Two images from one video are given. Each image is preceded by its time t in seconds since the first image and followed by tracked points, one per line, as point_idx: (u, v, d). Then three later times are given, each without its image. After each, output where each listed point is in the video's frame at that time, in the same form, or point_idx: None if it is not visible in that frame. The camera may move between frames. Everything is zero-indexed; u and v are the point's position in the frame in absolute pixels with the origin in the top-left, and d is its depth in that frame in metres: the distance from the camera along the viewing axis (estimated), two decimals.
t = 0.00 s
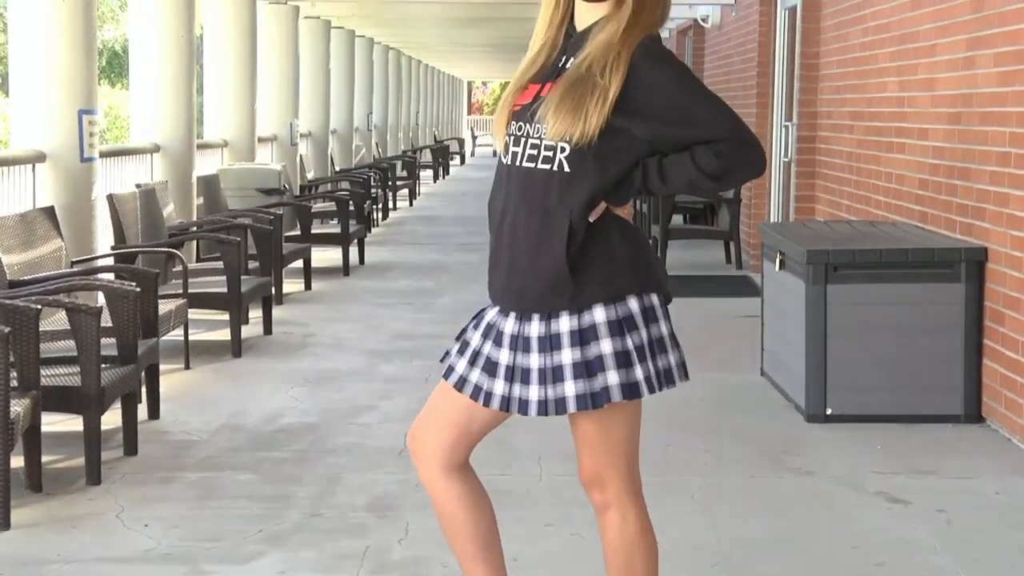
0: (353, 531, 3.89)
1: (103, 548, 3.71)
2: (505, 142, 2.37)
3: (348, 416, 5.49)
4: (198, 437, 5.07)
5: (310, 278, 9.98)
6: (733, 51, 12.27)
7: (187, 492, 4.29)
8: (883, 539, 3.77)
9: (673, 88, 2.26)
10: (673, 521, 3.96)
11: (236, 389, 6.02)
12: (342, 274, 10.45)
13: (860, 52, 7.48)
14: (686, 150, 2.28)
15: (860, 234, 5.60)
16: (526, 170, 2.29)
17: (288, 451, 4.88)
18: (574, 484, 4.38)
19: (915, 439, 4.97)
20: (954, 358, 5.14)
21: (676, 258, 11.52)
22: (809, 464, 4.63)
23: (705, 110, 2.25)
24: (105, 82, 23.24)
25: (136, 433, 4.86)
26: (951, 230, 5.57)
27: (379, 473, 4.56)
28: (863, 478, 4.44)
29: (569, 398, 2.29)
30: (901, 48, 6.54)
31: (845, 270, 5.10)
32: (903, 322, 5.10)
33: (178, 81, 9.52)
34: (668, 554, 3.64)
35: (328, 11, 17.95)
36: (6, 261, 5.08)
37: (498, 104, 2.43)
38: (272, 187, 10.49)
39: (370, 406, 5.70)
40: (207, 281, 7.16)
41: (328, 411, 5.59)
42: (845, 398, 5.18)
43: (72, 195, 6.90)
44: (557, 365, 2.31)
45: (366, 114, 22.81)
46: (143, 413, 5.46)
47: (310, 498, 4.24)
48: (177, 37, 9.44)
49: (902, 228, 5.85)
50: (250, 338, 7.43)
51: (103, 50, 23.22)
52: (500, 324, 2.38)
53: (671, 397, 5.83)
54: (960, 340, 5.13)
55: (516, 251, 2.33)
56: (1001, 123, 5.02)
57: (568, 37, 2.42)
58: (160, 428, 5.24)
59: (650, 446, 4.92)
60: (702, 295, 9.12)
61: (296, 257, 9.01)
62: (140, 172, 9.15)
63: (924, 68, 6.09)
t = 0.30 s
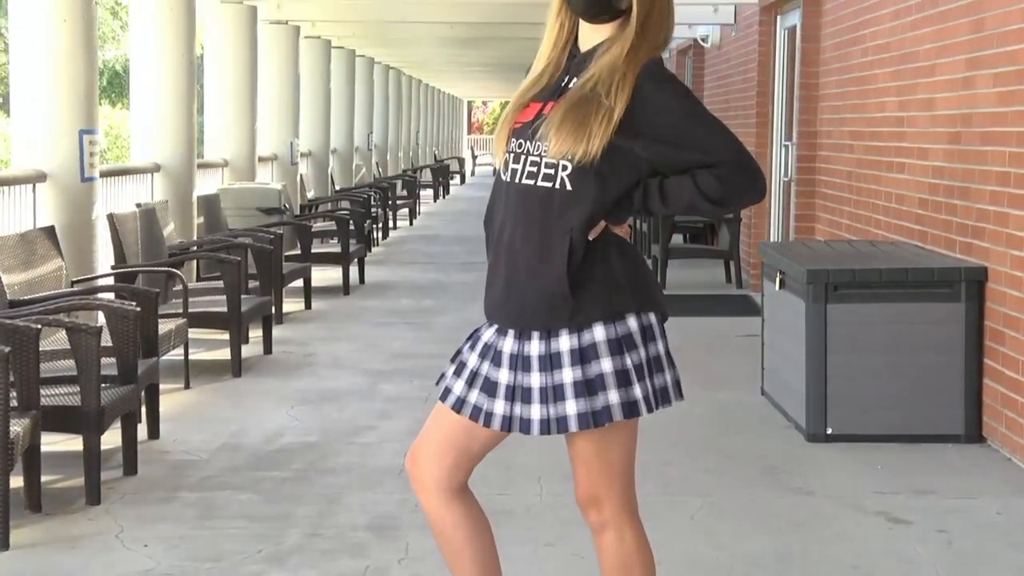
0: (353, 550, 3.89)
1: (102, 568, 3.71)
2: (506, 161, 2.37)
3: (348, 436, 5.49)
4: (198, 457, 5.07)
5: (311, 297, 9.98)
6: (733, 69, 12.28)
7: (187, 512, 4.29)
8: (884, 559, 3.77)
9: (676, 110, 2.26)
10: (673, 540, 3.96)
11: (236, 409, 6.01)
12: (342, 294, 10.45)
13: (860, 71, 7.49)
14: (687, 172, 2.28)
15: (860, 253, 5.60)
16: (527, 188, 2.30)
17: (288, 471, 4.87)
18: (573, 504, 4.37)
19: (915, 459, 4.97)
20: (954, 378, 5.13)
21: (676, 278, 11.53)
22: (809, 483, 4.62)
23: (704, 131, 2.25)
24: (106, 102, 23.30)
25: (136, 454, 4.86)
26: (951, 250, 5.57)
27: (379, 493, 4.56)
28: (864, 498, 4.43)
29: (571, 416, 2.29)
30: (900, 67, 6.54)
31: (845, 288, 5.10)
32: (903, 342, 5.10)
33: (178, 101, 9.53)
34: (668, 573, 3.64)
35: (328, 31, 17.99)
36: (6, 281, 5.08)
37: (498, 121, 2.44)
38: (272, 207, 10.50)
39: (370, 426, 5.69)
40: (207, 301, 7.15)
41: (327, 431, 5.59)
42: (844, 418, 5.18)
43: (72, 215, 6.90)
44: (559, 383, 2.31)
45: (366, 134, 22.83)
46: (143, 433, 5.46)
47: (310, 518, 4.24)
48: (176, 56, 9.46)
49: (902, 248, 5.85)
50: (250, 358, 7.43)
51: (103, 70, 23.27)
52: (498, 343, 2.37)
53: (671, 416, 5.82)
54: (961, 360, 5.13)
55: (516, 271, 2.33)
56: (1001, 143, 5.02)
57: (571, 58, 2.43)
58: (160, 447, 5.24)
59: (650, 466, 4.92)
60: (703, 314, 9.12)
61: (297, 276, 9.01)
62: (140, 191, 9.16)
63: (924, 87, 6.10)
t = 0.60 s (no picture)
0: None
1: None
2: (505, 188, 2.37)
3: (348, 462, 5.48)
4: (198, 484, 5.06)
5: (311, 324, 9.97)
6: (734, 96, 12.30)
7: (186, 539, 4.28)
8: None
9: (677, 136, 2.27)
10: (673, 567, 3.95)
11: (236, 435, 6.01)
12: (343, 320, 10.44)
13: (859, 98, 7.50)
14: (687, 198, 2.29)
15: (860, 280, 5.60)
16: (527, 215, 2.30)
17: (287, 497, 4.86)
18: (573, 531, 4.36)
19: (916, 486, 4.96)
20: (954, 404, 5.13)
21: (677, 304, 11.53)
22: (810, 510, 4.62)
23: (704, 157, 2.26)
24: (107, 128, 23.37)
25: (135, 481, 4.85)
26: (951, 276, 5.57)
27: (379, 520, 4.55)
28: (864, 524, 4.43)
29: (573, 442, 2.28)
30: (900, 93, 6.55)
31: (845, 314, 5.09)
32: (903, 368, 5.10)
33: (178, 128, 9.54)
34: None
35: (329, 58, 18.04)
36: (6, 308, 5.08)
37: (497, 147, 2.44)
38: (272, 234, 10.50)
39: (370, 453, 5.68)
40: (207, 327, 7.15)
41: (327, 457, 5.58)
42: (845, 445, 5.17)
43: (72, 241, 6.90)
44: (560, 409, 2.30)
45: (366, 160, 22.85)
46: (143, 460, 5.45)
47: (309, 545, 4.23)
48: (177, 84, 9.47)
49: (902, 274, 5.85)
50: (250, 384, 7.43)
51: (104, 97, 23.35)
52: (498, 371, 2.36)
53: (672, 443, 5.81)
54: (961, 386, 5.13)
55: (517, 298, 2.32)
56: (1001, 170, 5.02)
57: (570, 85, 2.43)
58: (160, 474, 5.23)
59: (650, 492, 4.91)
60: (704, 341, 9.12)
61: (297, 303, 9.01)
62: (140, 218, 9.16)
63: (923, 114, 6.10)
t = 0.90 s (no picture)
0: None
1: None
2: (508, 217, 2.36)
3: (348, 488, 5.47)
4: (197, 510, 5.05)
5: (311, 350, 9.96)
6: (734, 122, 12.31)
7: (186, 565, 4.28)
8: None
9: (683, 161, 2.27)
10: None
11: (236, 462, 6.00)
12: (343, 346, 10.44)
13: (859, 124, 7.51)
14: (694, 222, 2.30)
15: (861, 306, 5.60)
16: (533, 243, 2.29)
17: (287, 524, 4.86)
18: (574, 557, 4.36)
19: (916, 512, 4.95)
20: (955, 430, 5.12)
21: (677, 330, 11.52)
22: (811, 537, 4.61)
23: (710, 180, 2.27)
24: (106, 154, 23.42)
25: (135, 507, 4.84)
26: (951, 302, 5.57)
27: (379, 547, 4.54)
28: (865, 551, 4.42)
29: (585, 468, 2.27)
30: (900, 119, 6.56)
31: (845, 339, 5.09)
32: (903, 394, 5.10)
33: (178, 155, 9.55)
34: None
35: (329, 84, 18.06)
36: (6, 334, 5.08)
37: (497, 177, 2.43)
38: (272, 260, 10.51)
39: (371, 479, 5.67)
40: (207, 354, 7.14)
41: (327, 483, 5.58)
42: (846, 471, 5.16)
43: (72, 267, 6.90)
44: (570, 436, 2.29)
45: (366, 186, 22.86)
46: (142, 486, 5.44)
47: (309, 571, 4.23)
48: (177, 111, 9.49)
49: (902, 301, 5.85)
50: (250, 410, 7.42)
51: (103, 123, 23.39)
52: (504, 398, 2.35)
53: (673, 469, 5.80)
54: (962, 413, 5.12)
55: (524, 326, 2.31)
56: (1001, 196, 5.03)
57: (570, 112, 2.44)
58: (159, 500, 5.22)
59: (651, 518, 4.91)
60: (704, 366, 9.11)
61: (297, 329, 9.00)
62: (140, 244, 9.16)
63: (923, 140, 6.11)
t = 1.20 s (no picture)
0: None
1: None
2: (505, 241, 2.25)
3: (348, 510, 5.47)
4: (197, 532, 5.05)
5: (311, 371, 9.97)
6: (734, 144, 12.33)
7: None
8: None
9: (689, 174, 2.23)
10: None
11: (236, 484, 5.99)
12: (343, 368, 10.44)
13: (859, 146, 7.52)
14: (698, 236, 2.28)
15: (861, 328, 5.60)
16: (549, 267, 2.21)
17: (286, 546, 4.85)
18: None
19: (917, 535, 4.94)
20: (956, 452, 5.12)
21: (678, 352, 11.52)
22: (811, 559, 4.60)
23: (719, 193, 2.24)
24: (107, 177, 23.53)
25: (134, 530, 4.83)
26: (951, 324, 5.58)
27: (379, 569, 4.53)
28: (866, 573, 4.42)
29: (615, 485, 2.24)
30: (899, 142, 6.57)
31: (844, 362, 5.09)
32: (903, 417, 5.09)
33: (179, 177, 9.57)
34: None
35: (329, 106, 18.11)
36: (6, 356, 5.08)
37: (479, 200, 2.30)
38: (273, 282, 10.52)
39: (371, 501, 5.66)
40: (207, 376, 7.14)
41: (327, 506, 5.57)
42: (847, 493, 5.15)
43: (72, 291, 6.91)
44: (598, 453, 2.24)
45: (366, 208, 22.91)
46: (142, 508, 5.44)
47: None
48: (177, 133, 9.51)
49: (902, 323, 5.85)
50: (250, 432, 7.42)
51: (104, 146, 23.50)
52: (518, 416, 2.26)
53: (674, 490, 5.80)
54: (962, 435, 5.12)
55: (541, 349, 2.23)
56: (1001, 219, 5.03)
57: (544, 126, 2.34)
58: (159, 522, 5.22)
59: (651, 540, 4.90)
60: (704, 388, 9.11)
61: (298, 351, 9.01)
62: (140, 266, 9.17)
63: (923, 162, 6.11)
